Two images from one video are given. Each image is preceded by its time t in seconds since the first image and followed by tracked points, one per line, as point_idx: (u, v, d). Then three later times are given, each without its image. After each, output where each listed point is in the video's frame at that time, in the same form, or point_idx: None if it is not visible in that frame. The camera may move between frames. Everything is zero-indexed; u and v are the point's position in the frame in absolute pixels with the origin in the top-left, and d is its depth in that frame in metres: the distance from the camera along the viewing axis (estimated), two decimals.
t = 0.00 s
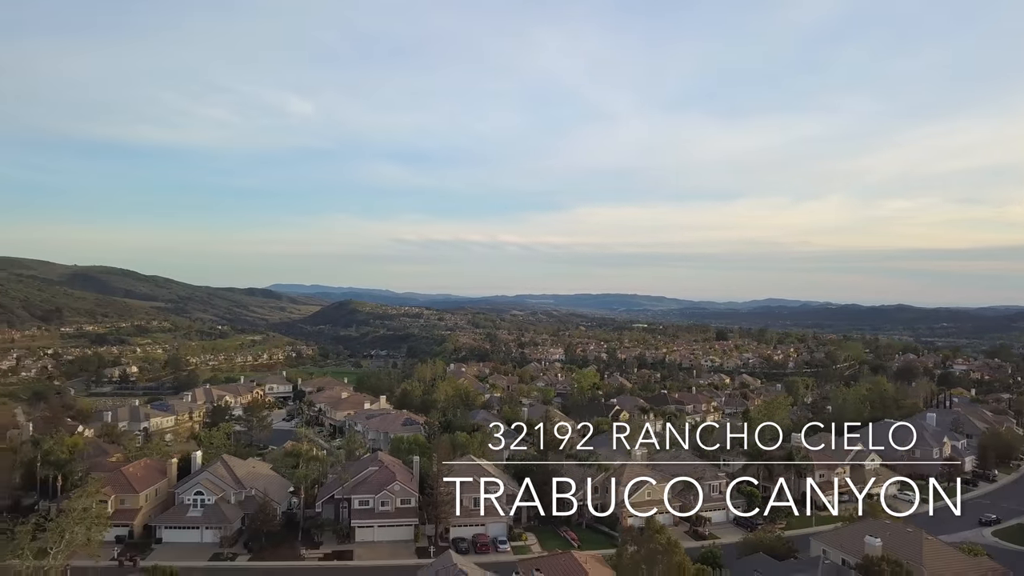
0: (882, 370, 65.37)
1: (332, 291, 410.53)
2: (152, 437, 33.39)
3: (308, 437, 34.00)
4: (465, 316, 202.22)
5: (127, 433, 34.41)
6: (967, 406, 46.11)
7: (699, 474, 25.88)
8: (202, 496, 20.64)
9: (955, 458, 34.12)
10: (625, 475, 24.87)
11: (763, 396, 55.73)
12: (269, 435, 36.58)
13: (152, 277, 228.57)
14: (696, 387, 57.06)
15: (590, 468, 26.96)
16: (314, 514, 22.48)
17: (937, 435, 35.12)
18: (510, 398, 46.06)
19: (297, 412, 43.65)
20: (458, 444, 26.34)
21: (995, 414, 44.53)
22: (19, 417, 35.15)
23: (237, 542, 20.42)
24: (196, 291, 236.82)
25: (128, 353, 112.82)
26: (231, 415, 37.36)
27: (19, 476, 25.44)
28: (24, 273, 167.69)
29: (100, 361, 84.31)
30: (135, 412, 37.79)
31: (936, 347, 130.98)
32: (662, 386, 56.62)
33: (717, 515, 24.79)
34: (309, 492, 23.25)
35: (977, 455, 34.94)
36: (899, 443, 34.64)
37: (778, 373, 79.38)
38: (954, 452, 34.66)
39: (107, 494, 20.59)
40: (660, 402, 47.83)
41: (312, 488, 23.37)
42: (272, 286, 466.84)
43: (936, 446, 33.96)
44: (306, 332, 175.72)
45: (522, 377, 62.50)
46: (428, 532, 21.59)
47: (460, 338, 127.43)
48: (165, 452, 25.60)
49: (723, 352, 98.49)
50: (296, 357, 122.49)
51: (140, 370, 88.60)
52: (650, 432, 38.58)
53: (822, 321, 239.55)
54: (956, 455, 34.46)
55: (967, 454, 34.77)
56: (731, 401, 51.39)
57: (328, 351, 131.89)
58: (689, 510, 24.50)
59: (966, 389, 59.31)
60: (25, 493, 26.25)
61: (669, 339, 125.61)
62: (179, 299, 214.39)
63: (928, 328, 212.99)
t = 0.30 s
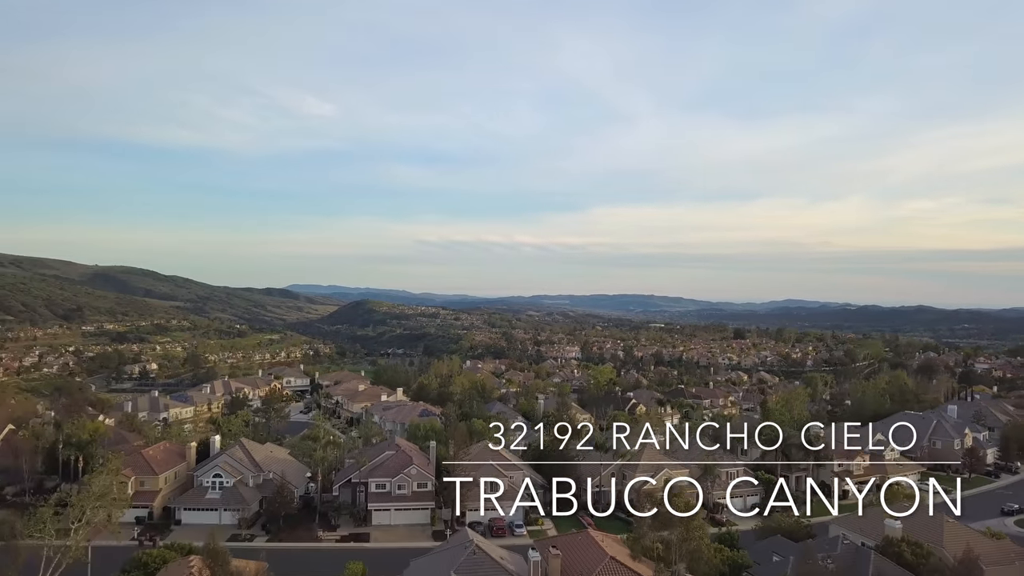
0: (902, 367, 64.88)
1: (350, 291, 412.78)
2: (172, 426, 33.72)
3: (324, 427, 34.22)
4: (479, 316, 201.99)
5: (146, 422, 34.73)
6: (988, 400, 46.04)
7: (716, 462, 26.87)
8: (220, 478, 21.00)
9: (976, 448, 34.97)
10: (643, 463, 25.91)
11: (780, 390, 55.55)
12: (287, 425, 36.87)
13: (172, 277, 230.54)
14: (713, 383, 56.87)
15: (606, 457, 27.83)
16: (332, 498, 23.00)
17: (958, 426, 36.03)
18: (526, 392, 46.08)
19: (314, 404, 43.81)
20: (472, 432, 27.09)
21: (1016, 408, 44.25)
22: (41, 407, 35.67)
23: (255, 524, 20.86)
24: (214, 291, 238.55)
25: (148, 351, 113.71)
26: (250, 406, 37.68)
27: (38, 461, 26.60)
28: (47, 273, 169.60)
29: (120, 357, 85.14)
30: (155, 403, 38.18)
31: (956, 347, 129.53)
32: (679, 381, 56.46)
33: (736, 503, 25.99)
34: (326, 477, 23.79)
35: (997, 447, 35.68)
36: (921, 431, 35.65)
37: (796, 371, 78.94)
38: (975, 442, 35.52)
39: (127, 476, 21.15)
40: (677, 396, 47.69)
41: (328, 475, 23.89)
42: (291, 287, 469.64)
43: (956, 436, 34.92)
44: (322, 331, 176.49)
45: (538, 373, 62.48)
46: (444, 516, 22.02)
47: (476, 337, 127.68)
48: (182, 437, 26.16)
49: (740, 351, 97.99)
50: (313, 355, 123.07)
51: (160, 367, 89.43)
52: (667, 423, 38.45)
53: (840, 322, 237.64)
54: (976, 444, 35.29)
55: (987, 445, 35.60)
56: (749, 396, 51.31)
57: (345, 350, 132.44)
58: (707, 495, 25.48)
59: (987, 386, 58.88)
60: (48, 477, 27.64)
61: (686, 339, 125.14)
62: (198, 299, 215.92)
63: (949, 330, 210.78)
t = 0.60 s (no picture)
0: (917, 363, 64.45)
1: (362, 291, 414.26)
2: (187, 413, 34.10)
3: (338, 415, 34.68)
4: (492, 316, 201.96)
5: (162, 411, 35.32)
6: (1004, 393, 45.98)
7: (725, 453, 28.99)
8: (234, 461, 21.39)
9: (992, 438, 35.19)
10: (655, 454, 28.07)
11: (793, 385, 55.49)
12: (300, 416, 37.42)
13: (186, 277, 232.00)
14: (726, 378, 56.87)
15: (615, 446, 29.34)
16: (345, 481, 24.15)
17: (974, 417, 36.15)
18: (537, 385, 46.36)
19: (327, 396, 44.10)
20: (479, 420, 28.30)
21: None
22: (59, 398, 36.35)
23: (268, 505, 21.13)
24: (228, 291, 239.89)
25: (163, 349, 114.58)
26: (264, 396, 38.08)
27: (56, 446, 27.66)
28: (63, 273, 171.07)
29: (135, 354, 85.80)
30: (169, 393, 38.52)
31: (973, 345, 128.39)
32: (691, 376, 56.49)
33: (748, 491, 27.98)
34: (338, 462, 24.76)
35: (1013, 438, 35.88)
36: (936, 423, 35.88)
37: (809, 368, 78.67)
38: (991, 433, 35.72)
39: (142, 456, 21.98)
40: (689, 389, 47.88)
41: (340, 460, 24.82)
42: (304, 287, 471.49)
43: (972, 427, 35.08)
44: (335, 331, 177.06)
45: (550, 369, 62.61)
46: (457, 499, 22.87)
47: (488, 335, 127.85)
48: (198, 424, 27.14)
49: (754, 349, 97.48)
50: (326, 354, 123.53)
51: (175, 364, 90.21)
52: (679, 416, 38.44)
53: (854, 322, 236.13)
54: (992, 435, 35.45)
55: (1004, 436, 35.81)
56: (761, 391, 51.37)
57: (357, 349, 132.89)
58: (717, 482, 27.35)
59: (1004, 382, 58.49)
60: (64, 462, 28.17)
61: (699, 337, 124.72)
62: (212, 299, 217.17)
63: (965, 330, 208.93)
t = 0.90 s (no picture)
0: (921, 357, 64.36)
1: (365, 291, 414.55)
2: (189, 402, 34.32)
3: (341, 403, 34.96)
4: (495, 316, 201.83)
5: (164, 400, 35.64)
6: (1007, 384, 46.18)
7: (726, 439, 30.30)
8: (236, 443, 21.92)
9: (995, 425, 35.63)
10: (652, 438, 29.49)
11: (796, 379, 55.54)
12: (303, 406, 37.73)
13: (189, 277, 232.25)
14: (729, 373, 56.97)
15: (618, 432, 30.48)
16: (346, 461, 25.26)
17: (978, 405, 36.59)
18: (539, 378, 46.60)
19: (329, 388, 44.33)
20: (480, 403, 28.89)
21: None
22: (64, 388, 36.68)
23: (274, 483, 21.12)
24: (230, 291, 240.07)
25: (166, 347, 114.70)
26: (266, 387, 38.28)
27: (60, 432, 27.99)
28: (66, 273, 171.41)
29: (137, 352, 86.08)
30: (171, 385, 38.71)
31: (976, 343, 127.98)
32: (694, 371, 56.54)
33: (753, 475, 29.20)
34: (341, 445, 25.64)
35: (1016, 426, 36.25)
36: (939, 411, 36.33)
37: (812, 364, 78.66)
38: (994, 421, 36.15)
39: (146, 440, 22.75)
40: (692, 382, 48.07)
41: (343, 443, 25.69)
42: (307, 286, 471.84)
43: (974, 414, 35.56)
44: (337, 330, 177.19)
45: (552, 364, 62.73)
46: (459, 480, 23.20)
47: (490, 334, 127.90)
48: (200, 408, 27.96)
49: (757, 346, 97.41)
50: (329, 352, 123.55)
51: (178, 361, 90.35)
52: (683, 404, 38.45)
53: (856, 322, 235.67)
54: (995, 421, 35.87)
55: (1007, 425, 36.19)
56: (764, 384, 51.52)
57: (360, 347, 132.92)
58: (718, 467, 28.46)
59: (1007, 377, 58.39)
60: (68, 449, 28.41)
61: (702, 335, 124.58)
62: (215, 299, 217.35)
63: (969, 330, 208.31)
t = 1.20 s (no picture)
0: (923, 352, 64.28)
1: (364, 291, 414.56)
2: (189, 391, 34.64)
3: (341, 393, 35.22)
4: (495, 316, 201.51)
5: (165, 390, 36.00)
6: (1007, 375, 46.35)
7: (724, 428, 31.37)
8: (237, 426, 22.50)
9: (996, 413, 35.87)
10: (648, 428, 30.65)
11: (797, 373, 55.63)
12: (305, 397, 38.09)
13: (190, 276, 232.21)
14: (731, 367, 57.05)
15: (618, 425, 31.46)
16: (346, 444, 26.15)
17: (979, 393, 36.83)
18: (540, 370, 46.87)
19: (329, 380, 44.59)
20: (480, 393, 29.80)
21: None
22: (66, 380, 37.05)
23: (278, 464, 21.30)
24: (230, 291, 239.98)
25: (166, 345, 114.76)
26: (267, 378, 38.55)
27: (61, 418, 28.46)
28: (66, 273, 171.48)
29: (137, 350, 86.35)
30: (172, 376, 39.05)
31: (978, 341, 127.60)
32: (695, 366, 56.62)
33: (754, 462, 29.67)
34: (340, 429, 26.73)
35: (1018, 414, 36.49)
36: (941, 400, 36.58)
37: (812, 360, 78.74)
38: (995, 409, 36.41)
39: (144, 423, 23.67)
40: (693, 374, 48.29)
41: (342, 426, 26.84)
42: (307, 287, 471.44)
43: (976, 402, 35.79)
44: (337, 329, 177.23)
45: (552, 358, 62.89)
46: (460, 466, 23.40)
47: (491, 332, 127.92)
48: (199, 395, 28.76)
49: (757, 343, 97.30)
50: (328, 350, 123.45)
51: (177, 358, 90.41)
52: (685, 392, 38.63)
53: (856, 321, 235.31)
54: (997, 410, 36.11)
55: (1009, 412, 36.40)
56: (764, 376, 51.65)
57: (360, 345, 132.87)
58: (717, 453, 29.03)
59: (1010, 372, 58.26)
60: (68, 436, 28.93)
61: (703, 333, 124.35)
62: (215, 298, 217.39)
63: (969, 330, 207.80)
